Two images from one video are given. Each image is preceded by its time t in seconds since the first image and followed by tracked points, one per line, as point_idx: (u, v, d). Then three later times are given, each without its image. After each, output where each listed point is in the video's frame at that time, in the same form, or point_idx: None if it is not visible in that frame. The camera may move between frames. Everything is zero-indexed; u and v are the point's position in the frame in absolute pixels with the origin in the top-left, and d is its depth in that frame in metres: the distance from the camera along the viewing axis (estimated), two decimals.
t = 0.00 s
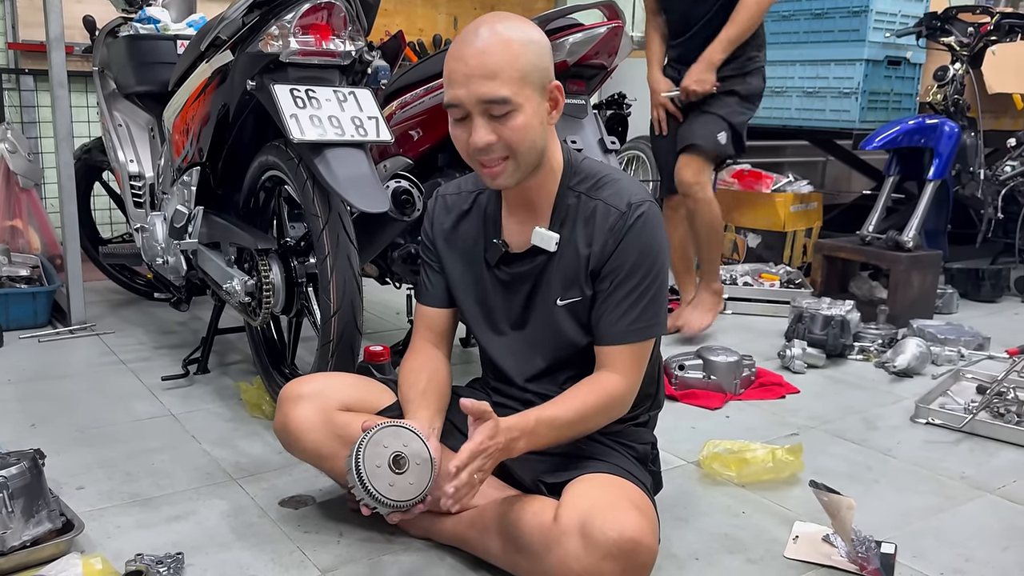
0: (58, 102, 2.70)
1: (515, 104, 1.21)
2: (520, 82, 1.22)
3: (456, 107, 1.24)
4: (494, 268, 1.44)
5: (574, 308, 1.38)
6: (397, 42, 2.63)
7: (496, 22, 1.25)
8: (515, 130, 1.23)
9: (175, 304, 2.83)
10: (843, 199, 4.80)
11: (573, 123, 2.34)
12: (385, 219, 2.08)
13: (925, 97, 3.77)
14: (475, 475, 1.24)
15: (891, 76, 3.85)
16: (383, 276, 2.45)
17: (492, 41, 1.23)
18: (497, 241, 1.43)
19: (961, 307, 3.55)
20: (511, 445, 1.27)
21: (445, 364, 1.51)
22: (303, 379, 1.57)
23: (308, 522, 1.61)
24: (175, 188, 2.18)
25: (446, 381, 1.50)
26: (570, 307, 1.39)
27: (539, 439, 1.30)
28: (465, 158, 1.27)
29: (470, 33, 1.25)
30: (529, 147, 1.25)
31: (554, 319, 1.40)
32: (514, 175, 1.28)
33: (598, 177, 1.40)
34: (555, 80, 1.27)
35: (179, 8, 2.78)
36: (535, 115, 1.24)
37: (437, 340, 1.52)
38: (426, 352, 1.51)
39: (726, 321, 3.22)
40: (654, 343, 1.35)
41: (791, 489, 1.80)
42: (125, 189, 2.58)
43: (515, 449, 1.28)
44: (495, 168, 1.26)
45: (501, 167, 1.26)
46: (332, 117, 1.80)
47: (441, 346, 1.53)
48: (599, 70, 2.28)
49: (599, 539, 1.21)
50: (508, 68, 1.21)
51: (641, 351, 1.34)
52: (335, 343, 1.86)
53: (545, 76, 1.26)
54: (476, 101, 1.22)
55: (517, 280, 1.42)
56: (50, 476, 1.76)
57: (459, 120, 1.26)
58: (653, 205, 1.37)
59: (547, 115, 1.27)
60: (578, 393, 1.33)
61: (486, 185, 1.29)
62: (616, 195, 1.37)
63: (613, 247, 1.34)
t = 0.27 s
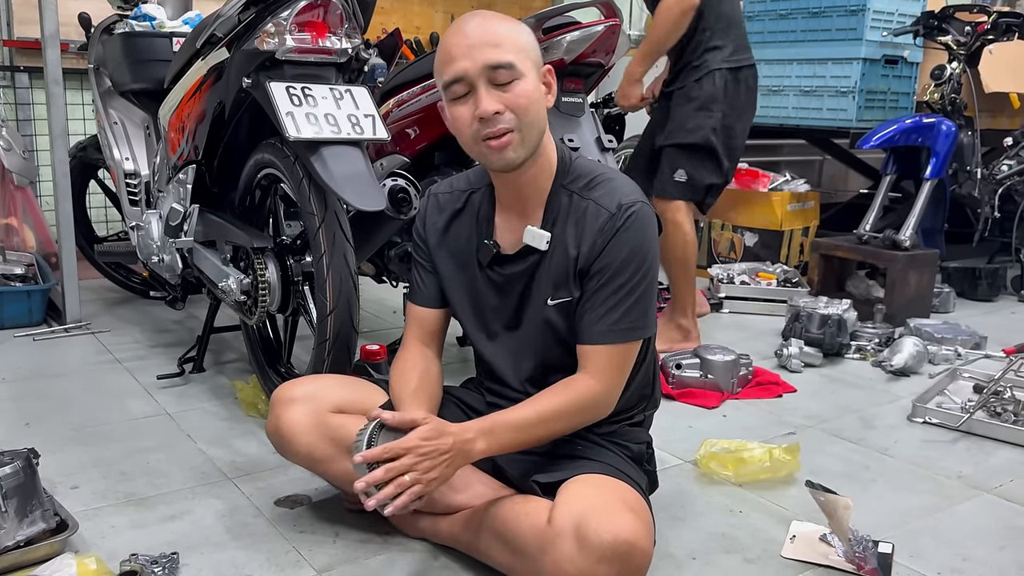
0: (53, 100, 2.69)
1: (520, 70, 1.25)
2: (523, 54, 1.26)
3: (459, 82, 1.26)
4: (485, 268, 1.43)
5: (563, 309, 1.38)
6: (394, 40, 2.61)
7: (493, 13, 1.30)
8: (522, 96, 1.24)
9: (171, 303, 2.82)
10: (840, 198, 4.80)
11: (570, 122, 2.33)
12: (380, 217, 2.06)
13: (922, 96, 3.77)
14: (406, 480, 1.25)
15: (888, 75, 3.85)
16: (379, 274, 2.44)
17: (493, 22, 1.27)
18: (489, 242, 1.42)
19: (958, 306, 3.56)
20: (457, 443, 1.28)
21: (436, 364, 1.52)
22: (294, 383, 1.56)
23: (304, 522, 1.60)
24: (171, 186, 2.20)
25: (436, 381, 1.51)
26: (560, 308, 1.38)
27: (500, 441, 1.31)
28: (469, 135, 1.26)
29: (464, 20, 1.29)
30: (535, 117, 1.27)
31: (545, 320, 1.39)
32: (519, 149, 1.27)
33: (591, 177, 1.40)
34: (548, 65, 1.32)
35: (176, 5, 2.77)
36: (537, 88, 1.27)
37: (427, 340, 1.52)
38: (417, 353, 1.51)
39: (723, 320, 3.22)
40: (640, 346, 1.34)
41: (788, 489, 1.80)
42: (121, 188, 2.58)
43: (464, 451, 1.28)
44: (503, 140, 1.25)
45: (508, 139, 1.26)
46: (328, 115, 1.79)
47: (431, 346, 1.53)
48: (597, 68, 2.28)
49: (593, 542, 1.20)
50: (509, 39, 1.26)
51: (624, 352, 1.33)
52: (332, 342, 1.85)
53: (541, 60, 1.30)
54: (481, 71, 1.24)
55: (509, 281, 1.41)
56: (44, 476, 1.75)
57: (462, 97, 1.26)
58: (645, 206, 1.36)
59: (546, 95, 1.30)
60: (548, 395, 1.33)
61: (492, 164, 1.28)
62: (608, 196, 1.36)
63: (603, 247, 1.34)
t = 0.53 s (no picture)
0: (50, 99, 2.68)
1: (458, 100, 1.22)
2: (463, 81, 1.23)
3: (406, 125, 1.25)
4: (484, 276, 1.44)
5: (568, 312, 1.37)
6: (394, 40, 2.60)
7: (435, 41, 1.28)
8: (465, 126, 1.22)
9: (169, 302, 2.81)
10: (839, 197, 4.80)
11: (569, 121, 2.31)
12: (380, 217, 2.06)
13: (920, 95, 3.77)
14: (466, 430, 1.22)
15: (886, 74, 3.85)
16: (378, 274, 2.44)
17: (429, 55, 1.26)
18: (486, 250, 1.42)
19: (957, 306, 3.56)
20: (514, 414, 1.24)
21: (436, 366, 1.52)
22: (296, 383, 1.56)
23: (304, 522, 1.60)
24: (169, 186, 2.19)
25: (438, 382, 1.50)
26: (564, 311, 1.38)
27: (559, 421, 1.26)
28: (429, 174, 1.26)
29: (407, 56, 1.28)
30: (487, 141, 1.24)
31: (549, 323, 1.39)
32: (478, 177, 1.25)
33: (585, 177, 1.39)
34: (500, 78, 1.28)
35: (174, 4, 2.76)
36: (485, 110, 1.24)
37: (427, 343, 1.53)
38: (417, 354, 1.52)
39: (722, 319, 3.21)
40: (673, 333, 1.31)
41: (788, 489, 1.79)
42: (120, 187, 2.57)
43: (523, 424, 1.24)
44: (458, 173, 1.24)
45: (463, 171, 1.24)
46: (328, 115, 1.79)
47: (432, 350, 1.54)
48: (596, 67, 2.29)
49: (594, 541, 1.20)
50: (445, 71, 1.23)
51: (660, 343, 1.30)
52: (331, 342, 1.84)
53: (490, 75, 1.26)
54: (422, 111, 1.23)
55: (508, 287, 1.41)
56: (43, 476, 1.74)
57: (414, 137, 1.26)
58: (641, 200, 1.36)
59: (499, 111, 1.27)
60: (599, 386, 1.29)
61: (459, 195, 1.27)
62: (602, 194, 1.36)
63: (605, 246, 1.33)
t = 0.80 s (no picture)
0: (51, 98, 2.68)
1: (485, 86, 1.23)
2: (490, 68, 1.24)
3: (426, 101, 1.26)
4: (481, 274, 1.44)
5: (566, 314, 1.37)
6: (394, 38, 2.59)
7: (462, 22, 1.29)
8: (487, 114, 1.24)
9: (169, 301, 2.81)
10: (838, 196, 4.80)
11: (570, 120, 2.31)
12: (381, 216, 2.07)
13: (920, 94, 3.77)
14: (470, 513, 1.21)
15: (886, 73, 3.85)
16: (378, 273, 2.43)
17: (458, 33, 1.26)
18: (482, 248, 1.43)
19: (956, 304, 3.56)
20: (522, 460, 1.24)
21: (434, 364, 1.52)
22: (294, 384, 1.55)
23: (305, 521, 1.60)
24: (170, 185, 2.19)
25: (437, 382, 1.51)
26: (563, 314, 1.38)
27: (567, 455, 1.27)
28: (440, 154, 1.27)
29: (435, 33, 1.29)
30: (504, 134, 1.26)
31: (546, 324, 1.39)
32: (490, 168, 1.27)
33: (584, 179, 1.39)
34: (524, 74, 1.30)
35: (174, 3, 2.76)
36: (507, 102, 1.26)
37: (424, 342, 1.53)
38: (415, 353, 1.52)
39: (722, 318, 3.22)
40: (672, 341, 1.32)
41: (788, 487, 1.80)
42: (120, 186, 2.57)
43: (533, 467, 1.25)
44: (470, 160, 1.26)
45: (476, 159, 1.26)
46: (328, 114, 1.79)
47: (429, 348, 1.54)
48: (597, 66, 2.27)
49: (596, 541, 1.20)
50: (476, 54, 1.24)
51: (663, 349, 1.30)
52: (332, 341, 1.85)
53: (514, 68, 1.28)
54: (446, 90, 1.24)
55: (506, 286, 1.41)
56: (44, 475, 1.74)
57: (432, 114, 1.27)
58: (640, 204, 1.36)
59: (519, 106, 1.29)
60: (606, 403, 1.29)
61: (465, 182, 1.29)
62: (601, 198, 1.36)
63: (604, 251, 1.33)
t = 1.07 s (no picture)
0: (53, 97, 2.68)
1: (517, 81, 1.24)
2: (523, 64, 1.25)
3: (455, 87, 1.26)
4: (490, 271, 1.44)
5: (572, 320, 1.38)
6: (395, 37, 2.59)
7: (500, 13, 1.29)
8: (516, 109, 1.24)
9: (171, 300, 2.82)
10: (840, 195, 4.80)
11: (573, 118, 2.34)
12: (385, 215, 2.07)
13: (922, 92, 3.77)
14: (447, 533, 1.27)
15: (888, 72, 3.85)
16: (381, 272, 2.43)
17: (495, 23, 1.26)
18: (494, 246, 1.43)
19: (958, 303, 3.56)
20: (506, 486, 1.28)
21: (439, 360, 1.53)
22: (302, 379, 1.56)
23: (310, 519, 1.60)
24: (173, 183, 2.19)
25: (443, 380, 1.52)
26: (568, 319, 1.38)
27: (550, 476, 1.31)
28: (462, 142, 1.27)
29: (470, 20, 1.29)
30: (530, 131, 1.26)
31: (552, 328, 1.40)
32: (511, 163, 1.27)
33: (595, 187, 1.39)
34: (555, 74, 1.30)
35: (177, 2, 2.77)
36: (536, 99, 1.26)
37: (428, 336, 1.54)
38: (420, 347, 1.53)
39: (724, 317, 3.22)
40: (673, 360, 1.33)
41: (791, 485, 1.80)
42: (122, 185, 2.57)
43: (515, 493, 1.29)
44: (493, 153, 1.26)
45: (499, 153, 1.26)
46: (332, 113, 1.79)
47: (433, 342, 1.55)
48: (599, 65, 2.27)
49: (601, 540, 1.20)
50: (511, 47, 1.25)
51: (662, 370, 1.32)
52: (336, 340, 1.85)
53: (546, 67, 1.28)
54: (478, 79, 1.24)
55: (514, 287, 1.41)
56: (48, 473, 1.75)
57: (460, 102, 1.27)
58: (650, 219, 1.35)
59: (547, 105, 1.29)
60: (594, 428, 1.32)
61: (482, 174, 1.29)
62: (612, 210, 1.35)
63: (610, 265, 1.33)
